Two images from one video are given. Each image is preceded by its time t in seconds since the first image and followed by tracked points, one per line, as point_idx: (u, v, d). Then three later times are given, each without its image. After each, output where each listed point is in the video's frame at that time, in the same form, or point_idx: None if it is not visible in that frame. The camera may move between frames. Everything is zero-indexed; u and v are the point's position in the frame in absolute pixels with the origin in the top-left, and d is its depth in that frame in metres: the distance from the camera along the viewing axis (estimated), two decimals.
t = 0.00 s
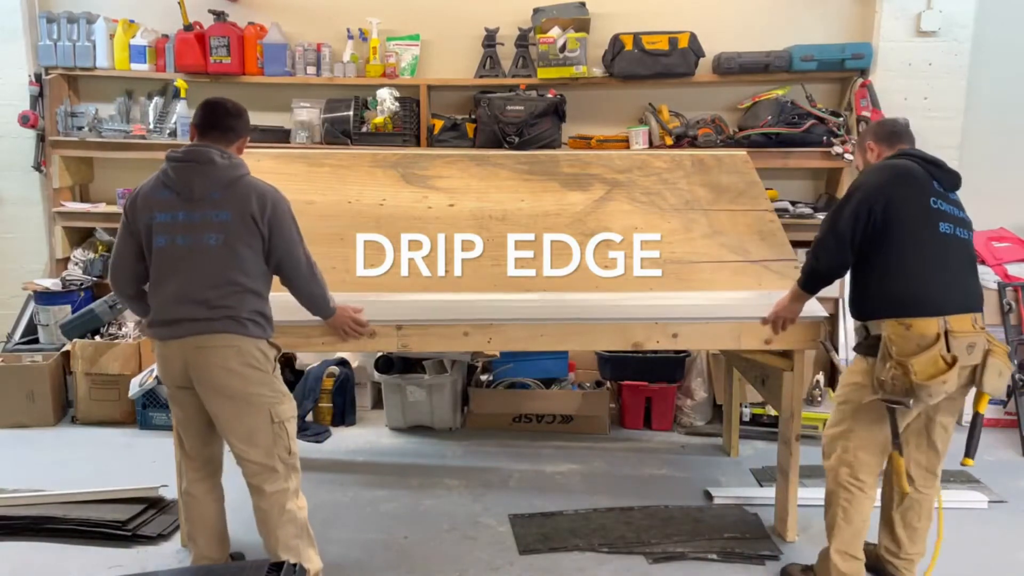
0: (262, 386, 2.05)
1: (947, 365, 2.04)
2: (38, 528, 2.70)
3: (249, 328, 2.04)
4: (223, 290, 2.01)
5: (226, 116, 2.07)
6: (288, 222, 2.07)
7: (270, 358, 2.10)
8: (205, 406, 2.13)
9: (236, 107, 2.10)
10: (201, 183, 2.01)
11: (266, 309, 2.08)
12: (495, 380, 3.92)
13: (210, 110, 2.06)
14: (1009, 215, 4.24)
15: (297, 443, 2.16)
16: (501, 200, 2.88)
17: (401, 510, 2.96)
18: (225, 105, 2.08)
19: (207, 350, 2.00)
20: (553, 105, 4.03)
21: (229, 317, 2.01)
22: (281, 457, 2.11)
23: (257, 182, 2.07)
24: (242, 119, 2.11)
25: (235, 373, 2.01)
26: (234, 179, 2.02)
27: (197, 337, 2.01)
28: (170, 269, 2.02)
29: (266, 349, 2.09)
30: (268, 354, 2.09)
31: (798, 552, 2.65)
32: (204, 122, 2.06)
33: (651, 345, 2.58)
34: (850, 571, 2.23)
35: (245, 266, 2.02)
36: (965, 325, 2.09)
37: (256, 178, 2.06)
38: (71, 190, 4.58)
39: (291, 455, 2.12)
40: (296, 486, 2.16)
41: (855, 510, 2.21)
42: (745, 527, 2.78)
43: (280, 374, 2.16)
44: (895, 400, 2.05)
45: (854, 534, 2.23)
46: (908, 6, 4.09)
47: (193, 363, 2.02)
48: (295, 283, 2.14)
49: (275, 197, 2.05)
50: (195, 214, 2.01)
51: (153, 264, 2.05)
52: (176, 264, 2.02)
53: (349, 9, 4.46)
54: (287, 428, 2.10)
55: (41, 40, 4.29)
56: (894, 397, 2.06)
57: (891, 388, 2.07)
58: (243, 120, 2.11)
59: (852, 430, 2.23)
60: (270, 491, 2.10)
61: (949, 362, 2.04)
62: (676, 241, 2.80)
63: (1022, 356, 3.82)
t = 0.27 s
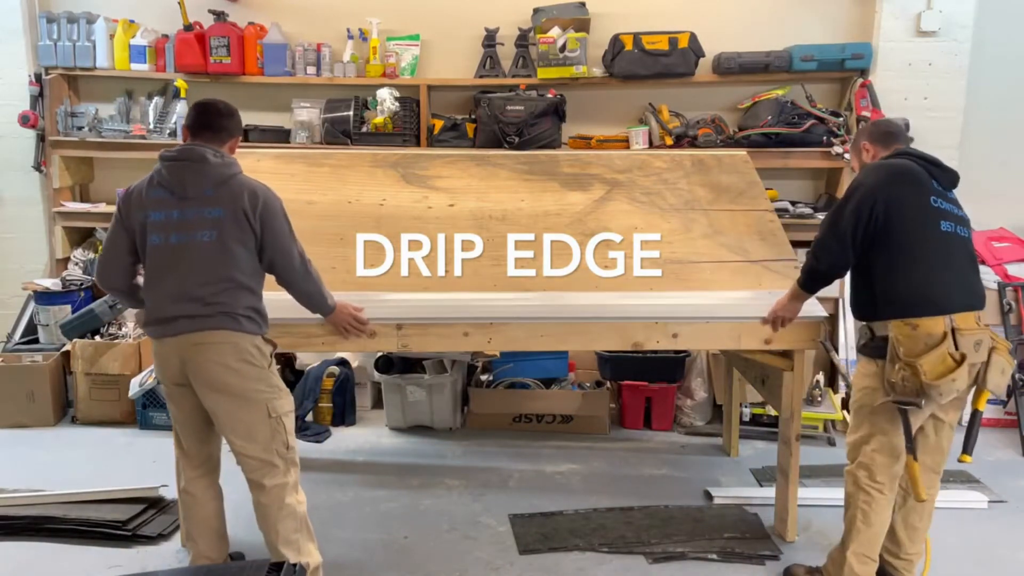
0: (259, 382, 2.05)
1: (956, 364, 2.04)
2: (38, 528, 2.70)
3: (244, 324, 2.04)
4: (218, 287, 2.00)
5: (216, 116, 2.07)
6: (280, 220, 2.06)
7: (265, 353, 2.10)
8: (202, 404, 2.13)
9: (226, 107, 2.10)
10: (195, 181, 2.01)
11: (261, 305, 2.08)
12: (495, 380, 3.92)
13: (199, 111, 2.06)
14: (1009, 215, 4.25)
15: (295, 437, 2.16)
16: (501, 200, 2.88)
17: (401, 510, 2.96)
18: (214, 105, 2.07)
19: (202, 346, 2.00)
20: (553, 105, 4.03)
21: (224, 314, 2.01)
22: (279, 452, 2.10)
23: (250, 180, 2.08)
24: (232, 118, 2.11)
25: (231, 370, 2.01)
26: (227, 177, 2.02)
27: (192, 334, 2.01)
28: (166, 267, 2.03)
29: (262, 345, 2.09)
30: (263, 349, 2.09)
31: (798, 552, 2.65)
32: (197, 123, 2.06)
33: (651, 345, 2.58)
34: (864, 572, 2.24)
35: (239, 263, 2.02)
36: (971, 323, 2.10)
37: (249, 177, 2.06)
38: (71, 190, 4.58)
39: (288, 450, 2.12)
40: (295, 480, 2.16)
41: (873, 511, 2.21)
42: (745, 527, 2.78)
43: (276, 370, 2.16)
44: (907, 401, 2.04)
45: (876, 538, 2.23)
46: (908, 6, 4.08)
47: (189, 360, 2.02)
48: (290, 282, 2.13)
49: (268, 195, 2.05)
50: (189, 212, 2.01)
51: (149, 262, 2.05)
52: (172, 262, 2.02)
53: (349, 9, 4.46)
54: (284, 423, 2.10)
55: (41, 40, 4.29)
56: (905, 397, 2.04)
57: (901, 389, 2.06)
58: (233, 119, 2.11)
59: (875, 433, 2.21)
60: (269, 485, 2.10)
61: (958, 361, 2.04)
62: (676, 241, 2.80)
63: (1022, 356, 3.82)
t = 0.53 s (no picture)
0: (253, 379, 2.05)
1: (946, 366, 2.04)
2: (38, 528, 2.70)
3: (239, 322, 2.04)
4: (213, 284, 2.01)
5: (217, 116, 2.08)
6: (277, 219, 2.06)
7: (261, 351, 2.10)
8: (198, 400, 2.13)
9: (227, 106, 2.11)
10: (193, 180, 2.02)
11: (255, 304, 2.09)
12: (495, 380, 3.91)
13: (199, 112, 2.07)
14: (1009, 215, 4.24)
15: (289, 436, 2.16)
16: (501, 200, 2.88)
17: (401, 510, 2.96)
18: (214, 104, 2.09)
19: (198, 342, 2.00)
20: (553, 105, 4.03)
21: (219, 311, 2.01)
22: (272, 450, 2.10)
23: (248, 179, 2.08)
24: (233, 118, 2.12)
25: (226, 366, 2.01)
26: (225, 176, 2.03)
27: (188, 330, 2.01)
28: (162, 265, 2.03)
29: (257, 343, 2.09)
30: (259, 347, 2.10)
31: (798, 551, 2.65)
32: (197, 125, 2.08)
33: (652, 345, 2.58)
34: (864, 572, 2.24)
35: (234, 261, 2.02)
36: (965, 324, 2.09)
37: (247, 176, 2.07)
38: (71, 190, 4.58)
39: (282, 449, 2.12)
40: (288, 479, 2.16)
41: (869, 510, 2.22)
42: (745, 527, 2.78)
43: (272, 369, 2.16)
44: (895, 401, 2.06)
45: (873, 539, 2.23)
46: (908, 6, 4.08)
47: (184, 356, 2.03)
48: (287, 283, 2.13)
49: (264, 194, 2.04)
50: (185, 210, 2.02)
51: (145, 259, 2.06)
52: (168, 260, 2.02)
53: (349, 9, 4.46)
54: (278, 421, 2.10)
55: (41, 40, 4.29)
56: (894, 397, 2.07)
57: (891, 389, 2.09)
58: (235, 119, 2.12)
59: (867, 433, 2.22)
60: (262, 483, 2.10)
61: (948, 363, 2.05)
62: (676, 241, 2.80)
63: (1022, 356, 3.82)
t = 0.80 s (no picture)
0: (241, 383, 2.05)
1: (934, 364, 2.05)
2: (38, 528, 2.70)
3: (229, 324, 2.04)
4: (205, 285, 2.01)
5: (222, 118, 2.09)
6: (273, 220, 2.05)
7: (252, 357, 2.10)
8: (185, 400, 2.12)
9: (233, 106, 2.12)
10: (187, 180, 2.02)
11: (248, 305, 2.08)
12: (495, 380, 3.91)
13: (203, 115, 2.09)
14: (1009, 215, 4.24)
15: (268, 447, 2.14)
16: (501, 200, 2.89)
17: (401, 510, 2.96)
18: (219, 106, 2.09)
19: (187, 342, 2.00)
20: (553, 105, 4.03)
21: (209, 312, 2.01)
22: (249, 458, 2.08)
23: (245, 180, 2.07)
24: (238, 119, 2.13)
25: (214, 367, 2.01)
26: (220, 176, 2.02)
27: (178, 330, 2.01)
28: (156, 264, 2.03)
29: (248, 347, 2.10)
30: (249, 353, 2.09)
31: (798, 552, 2.65)
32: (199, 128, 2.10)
33: (652, 345, 2.58)
34: (864, 573, 2.24)
35: (228, 262, 2.02)
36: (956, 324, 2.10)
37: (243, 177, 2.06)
38: (71, 190, 4.58)
39: (258, 459, 2.09)
40: (257, 492, 2.12)
41: (866, 510, 2.22)
42: (745, 527, 2.78)
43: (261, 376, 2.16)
44: (882, 398, 2.09)
45: (871, 539, 2.23)
46: (908, 6, 4.08)
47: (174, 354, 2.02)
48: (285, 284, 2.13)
49: (258, 195, 2.04)
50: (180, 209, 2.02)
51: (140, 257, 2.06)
52: (162, 258, 2.02)
53: (349, 9, 4.46)
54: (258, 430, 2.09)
55: (41, 40, 4.29)
56: (882, 394, 2.09)
57: (882, 386, 2.13)
58: (241, 120, 2.13)
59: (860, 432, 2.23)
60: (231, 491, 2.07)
61: (936, 360, 2.06)
62: (676, 241, 2.80)
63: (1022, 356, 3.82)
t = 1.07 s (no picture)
0: (218, 396, 2.05)
1: (926, 364, 2.07)
2: (38, 528, 2.70)
3: (214, 333, 2.03)
4: (195, 291, 2.01)
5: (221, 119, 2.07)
6: (271, 224, 2.06)
7: (235, 371, 2.10)
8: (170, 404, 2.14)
9: (231, 106, 2.08)
10: (184, 182, 2.02)
11: (241, 312, 2.09)
12: (495, 380, 3.91)
13: (202, 115, 2.07)
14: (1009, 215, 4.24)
15: (238, 465, 2.12)
16: (501, 200, 2.89)
17: (400, 510, 2.96)
18: (218, 106, 2.06)
19: (169, 349, 2.01)
20: (553, 105, 4.03)
21: (192, 320, 2.01)
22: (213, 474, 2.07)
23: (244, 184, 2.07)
24: (238, 119, 2.10)
25: (192, 378, 2.02)
26: (217, 180, 2.02)
27: (165, 336, 2.02)
28: (151, 266, 2.04)
29: (232, 361, 2.09)
30: (231, 366, 2.09)
31: (798, 552, 2.65)
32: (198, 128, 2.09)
33: (652, 345, 2.58)
34: (863, 572, 2.25)
35: (222, 268, 2.02)
36: (949, 324, 2.11)
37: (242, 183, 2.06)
38: (71, 190, 4.58)
39: (221, 476, 2.08)
40: (216, 510, 2.10)
41: (864, 509, 2.23)
42: (745, 527, 2.79)
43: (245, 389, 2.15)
44: (874, 397, 2.10)
45: (870, 538, 2.24)
46: (908, 6, 4.08)
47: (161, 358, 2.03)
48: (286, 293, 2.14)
49: (256, 201, 2.04)
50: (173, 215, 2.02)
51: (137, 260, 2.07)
52: (156, 260, 2.04)
53: (349, 9, 4.46)
54: (227, 446, 2.07)
55: (41, 40, 4.29)
56: (874, 394, 2.11)
57: (872, 386, 2.14)
58: (240, 120, 2.10)
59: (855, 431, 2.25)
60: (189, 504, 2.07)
61: (927, 360, 2.08)
62: (676, 241, 2.80)
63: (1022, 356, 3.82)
